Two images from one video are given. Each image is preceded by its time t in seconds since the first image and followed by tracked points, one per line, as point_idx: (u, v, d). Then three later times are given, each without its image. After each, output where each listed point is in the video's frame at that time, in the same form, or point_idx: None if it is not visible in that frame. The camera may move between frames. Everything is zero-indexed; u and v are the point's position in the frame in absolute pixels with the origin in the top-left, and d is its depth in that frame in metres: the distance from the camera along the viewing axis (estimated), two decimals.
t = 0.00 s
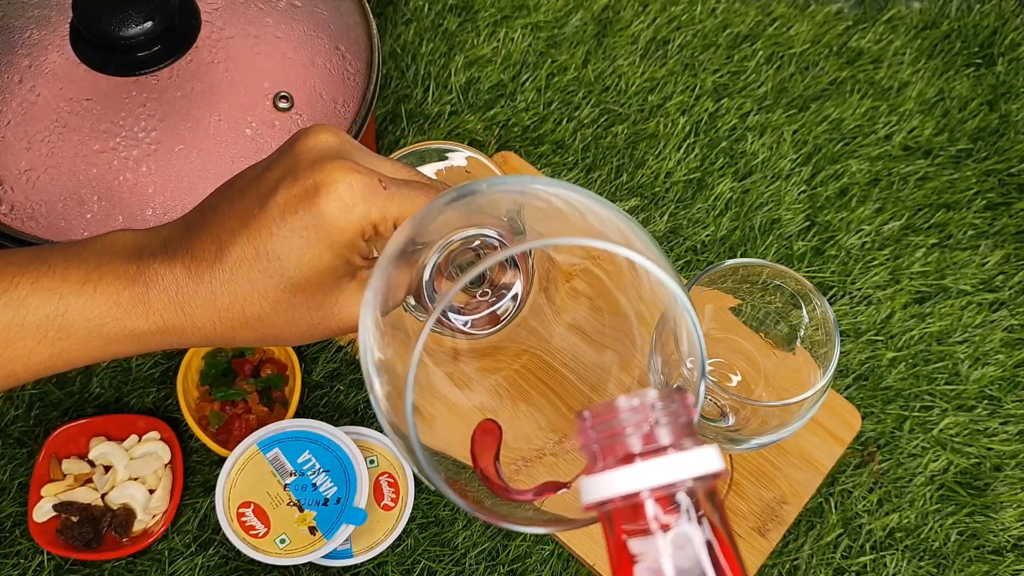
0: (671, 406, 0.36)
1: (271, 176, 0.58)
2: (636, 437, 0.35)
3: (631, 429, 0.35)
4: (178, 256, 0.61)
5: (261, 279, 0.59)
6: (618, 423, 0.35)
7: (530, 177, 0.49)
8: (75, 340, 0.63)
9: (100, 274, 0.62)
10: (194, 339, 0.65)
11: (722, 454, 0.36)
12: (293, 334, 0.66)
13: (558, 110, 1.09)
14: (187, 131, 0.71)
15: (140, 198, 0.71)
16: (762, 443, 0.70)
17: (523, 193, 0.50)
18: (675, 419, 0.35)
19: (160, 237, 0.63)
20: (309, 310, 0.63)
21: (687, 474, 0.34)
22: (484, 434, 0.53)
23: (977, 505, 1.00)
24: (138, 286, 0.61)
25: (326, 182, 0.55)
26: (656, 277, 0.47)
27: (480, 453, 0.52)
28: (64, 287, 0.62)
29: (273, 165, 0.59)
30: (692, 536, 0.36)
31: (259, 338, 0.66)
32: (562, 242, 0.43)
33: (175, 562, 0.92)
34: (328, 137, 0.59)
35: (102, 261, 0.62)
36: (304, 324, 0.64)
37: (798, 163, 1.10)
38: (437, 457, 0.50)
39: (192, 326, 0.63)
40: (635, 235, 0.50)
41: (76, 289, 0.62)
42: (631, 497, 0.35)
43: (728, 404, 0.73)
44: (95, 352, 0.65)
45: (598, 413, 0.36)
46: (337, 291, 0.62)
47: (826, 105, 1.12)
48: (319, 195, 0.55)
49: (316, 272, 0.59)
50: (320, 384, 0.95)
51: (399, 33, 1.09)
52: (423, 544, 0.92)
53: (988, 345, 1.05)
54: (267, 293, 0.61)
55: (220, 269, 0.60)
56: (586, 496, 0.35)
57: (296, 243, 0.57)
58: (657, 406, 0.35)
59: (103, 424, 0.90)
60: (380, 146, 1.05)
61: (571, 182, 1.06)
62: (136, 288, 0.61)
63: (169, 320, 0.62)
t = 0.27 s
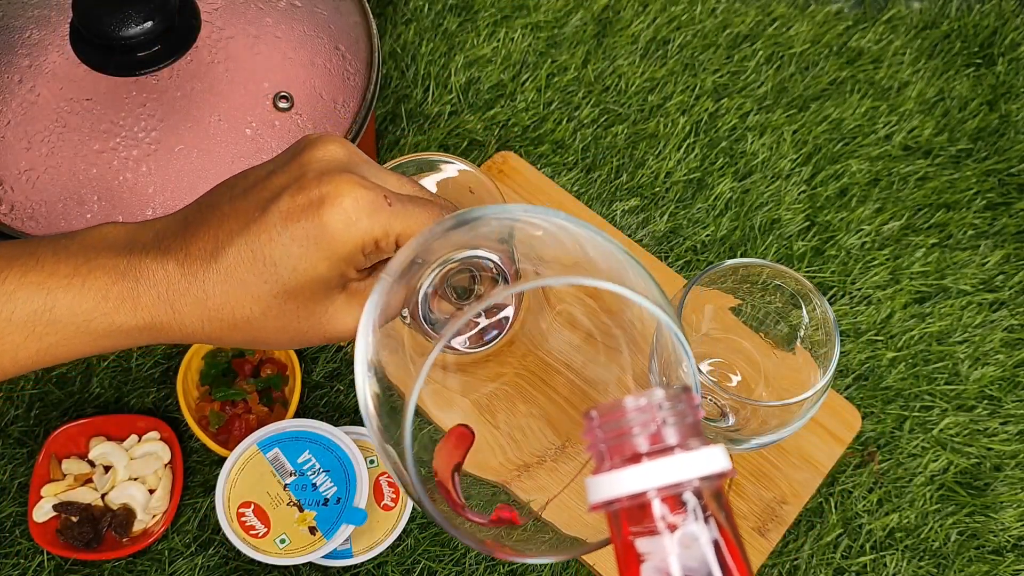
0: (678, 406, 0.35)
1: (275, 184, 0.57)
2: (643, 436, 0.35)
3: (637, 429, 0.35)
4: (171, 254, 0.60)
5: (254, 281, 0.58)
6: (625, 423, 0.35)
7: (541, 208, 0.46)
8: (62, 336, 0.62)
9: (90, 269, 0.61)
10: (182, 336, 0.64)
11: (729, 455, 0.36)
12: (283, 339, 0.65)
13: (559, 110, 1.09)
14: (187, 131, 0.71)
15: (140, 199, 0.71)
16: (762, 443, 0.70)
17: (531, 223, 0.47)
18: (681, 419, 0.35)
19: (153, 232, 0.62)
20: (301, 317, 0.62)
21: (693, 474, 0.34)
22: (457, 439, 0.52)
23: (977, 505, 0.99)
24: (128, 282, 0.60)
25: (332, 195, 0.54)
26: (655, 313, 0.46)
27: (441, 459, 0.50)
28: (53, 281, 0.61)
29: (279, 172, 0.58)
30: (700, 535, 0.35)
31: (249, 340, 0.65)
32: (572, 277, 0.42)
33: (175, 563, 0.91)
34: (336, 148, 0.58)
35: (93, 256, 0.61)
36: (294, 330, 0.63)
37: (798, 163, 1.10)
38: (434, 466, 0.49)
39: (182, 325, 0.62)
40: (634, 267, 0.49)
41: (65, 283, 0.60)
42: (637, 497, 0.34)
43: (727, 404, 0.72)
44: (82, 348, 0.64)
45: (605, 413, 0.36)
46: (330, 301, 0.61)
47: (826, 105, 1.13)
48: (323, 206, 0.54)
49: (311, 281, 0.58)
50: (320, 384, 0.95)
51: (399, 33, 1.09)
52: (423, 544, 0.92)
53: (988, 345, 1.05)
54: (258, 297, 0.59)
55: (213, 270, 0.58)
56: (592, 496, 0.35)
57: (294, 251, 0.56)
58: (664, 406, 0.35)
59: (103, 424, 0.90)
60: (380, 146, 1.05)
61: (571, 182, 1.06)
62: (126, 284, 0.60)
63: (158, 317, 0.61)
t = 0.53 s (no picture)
0: (688, 408, 0.35)
1: (281, 190, 0.57)
2: (652, 438, 0.35)
3: (648, 431, 0.34)
4: (163, 249, 0.58)
5: (247, 281, 0.57)
6: (635, 424, 0.35)
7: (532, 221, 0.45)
8: (51, 327, 0.61)
9: (80, 260, 0.59)
10: (171, 332, 0.62)
11: (737, 456, 0.36)
12: (271, 342, 0.63)
13: (559, 110, 1.09)
14: (187, 131, 0.71)
15: (142, 199, 0.70)
16: (762, 443, 0.70)
17: (523, 237, 0.47)
18: (691, 421, 0.35)
19: (147, 223, 0.60)
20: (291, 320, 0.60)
21: (703, 475, 0.34)
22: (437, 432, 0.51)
23: (977, 505, 0.99)
24: (118, 273, 0.59)
25: (339, 205, 0.53)
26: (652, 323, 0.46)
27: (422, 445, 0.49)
28: (43, 271, 0.60)
29: (286, 178, 0.57)
30: (708, 538, 0.35)
31: (236, 340, 0.63)
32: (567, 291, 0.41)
33: (174, 563, 0.91)
34: (346, 161, 0.58)
35: (85, 246, 0.60)
36: (282, 334, 0.62)
37: (798, 163, 1.10)
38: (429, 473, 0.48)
39: (170, 321, 0.60)
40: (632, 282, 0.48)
41: (54, 272, 0.59)
42: (646, 498, 0.34)
43: (727, 404, 0.72)
44: (71, 340, 0.63)
45: (615, 413, 0.36)
46: (321, 307, 0.60)
47: (826, 105, 1.13)
48: (328, 216, 0.53)
49: (306, 287, 0.56)
50: (320, 384, 0.95)
51: (399, 33, 1.10)
52: (423, 544, 0.92)
53: (988, 345, 1.05)
54: (249, 298, 0.58)
55: (206, 267, 0.57)
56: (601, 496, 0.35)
57: (293, 257, 0.55)
58: (674, 408, 0.35)
59: (103, 424, 0.90)
60: (380, 146, 1.05)
61: (571, 182, 1.06)
62: (115, 275, 0.59)
63: (146, 311, 0.59)
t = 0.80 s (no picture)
0: (692, 417, 0.35)
1: (286, 195, 0.57)
2: (656, 447, 0.35)
3: (651, 439, 0.35)
4: (157, 241, 0.57)
5: (243, 279, 0.56)
6: (639, 433, 0.35)
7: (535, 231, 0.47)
8: (42, 318, 0.60)
9: (72, 248, 0.59)
10: (161, 325, 0.62)
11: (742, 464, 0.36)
12: (259, 343, 0.62)
13: (558, 110, 1.09)
14: (187, 131, 0.71)
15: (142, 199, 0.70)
16: (763, 443, 0.70)
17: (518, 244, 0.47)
18: (695, 429, 0.35)
19: (142, 212, 0.60)
20: (280, 323, 0.59)
21: (705, 484, 0.34)
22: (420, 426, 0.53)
23: (977, 505, 0.99)
24: (111, 264, 0.58)
25: (344, 213, 0.53)
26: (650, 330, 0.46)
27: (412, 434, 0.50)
28: (33, 261, 0.59)
29: (290, 183, 0.58)
30: (714, 547, 0.35)
31: (225, 338, 0.62)
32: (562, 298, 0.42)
33: (174, 563, 0.91)
34: (354, 170, 0.58)
35: (77, 236, 0.59)
36: (271, 336, 0.61)
37: (798, 163, 1.10)
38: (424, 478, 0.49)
39: (161, 315, 0.60)
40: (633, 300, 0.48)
41: (46, 260, 0.59)
42: (650, 506, 0.35)
43: (727, 404, 0.72)
44: (61, 330, 0.62)
45: (619, 421, 0.36)
46: (309, 312, 0.59)
47: (826, 104, 1.13)
48: (332, 223, 0.53)
49: (301, 290, 0.56)
50: (320, 384, 0.95)
51: (399, 34, 1.10)
52: (423, 544, 0.92)
53: (988, 345, 1.05)
54: (240, 296, 0.57)
55: (201, 262, 0.56)
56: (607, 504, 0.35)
57: (292, 259, 0.55)
58: (678, 417, 0.35)
59: (103, 424, 0.90)
60: (380, 146, 1.05)
61: (571, 182, 1.06)
62: (108, 265, 0.58)
63: (137, 303, 0.59)
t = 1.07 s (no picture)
0: (689, 423, 0.35)
1: (287, 195, 0.56)
2: (655, 454, 0.35)
3: (650, 446, 0.35)
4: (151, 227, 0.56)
5: (238, 271, 0.56)
6: (637, 439, 0.35)
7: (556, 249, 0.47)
8: (31, 303, 0.59)
9: (62, 231, 0.58)
10: (148, 313, 0.61)
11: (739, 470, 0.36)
12: (246, 337, 0.62)
13: (558, 110, 1.09)
14: (187, 131, 0.71)
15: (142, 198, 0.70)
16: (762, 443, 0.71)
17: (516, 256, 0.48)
18: (693, 436, 0.35)
19: (136, 197, 0.59)
20: (268, 318, 0.58)
21: (703, 491, 0.34)
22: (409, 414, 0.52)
23: (977, 505, 0.99)
24: (103, 249, 0.57)
25: (346, 218, 0.53)
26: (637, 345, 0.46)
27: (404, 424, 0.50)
28: (24, 245, 0.58)
29: (293, 183, 0.57)
30: (711, 553, 0.36)
31: (211, 329, 0.61)
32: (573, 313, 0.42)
33: (173, 564, 0.91)
34: (358, 176, 0.57)
35: (68, 219, 0.58)
36: (258, 330, 0.60)
37: (798, 163, 1.10)
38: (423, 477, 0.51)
39: (150, 302, 0.59)
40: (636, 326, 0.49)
41: (37, 244, 0.57)
42: (649, 514, 0.35)
43: (727, 405, 0.72)
44: (48, 317, 0.61)
45: (617, 428, 0.36)
46: (299, 310, 0.58)
47: (826, 104, 1.13)
48: (334, 227, 0.53)
49: (295, 287, 0.55)
50: (320, 384, 0.95)
51: (399, 34, 1.10)
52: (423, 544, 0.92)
53: (988, 345, 1.05)
54: (231, 286, 0.56)
55: (196, 250, 0.56)
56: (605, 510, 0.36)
57: (290, 257, 0.54)
58: (676, 424, 0.35)
59: (102, 424, 0.90)
60: (379, 146, 1.05)
61: (571, 182, 1.06)
62: (100, 250, 0.57)
63: (128, 289, 0.58)
